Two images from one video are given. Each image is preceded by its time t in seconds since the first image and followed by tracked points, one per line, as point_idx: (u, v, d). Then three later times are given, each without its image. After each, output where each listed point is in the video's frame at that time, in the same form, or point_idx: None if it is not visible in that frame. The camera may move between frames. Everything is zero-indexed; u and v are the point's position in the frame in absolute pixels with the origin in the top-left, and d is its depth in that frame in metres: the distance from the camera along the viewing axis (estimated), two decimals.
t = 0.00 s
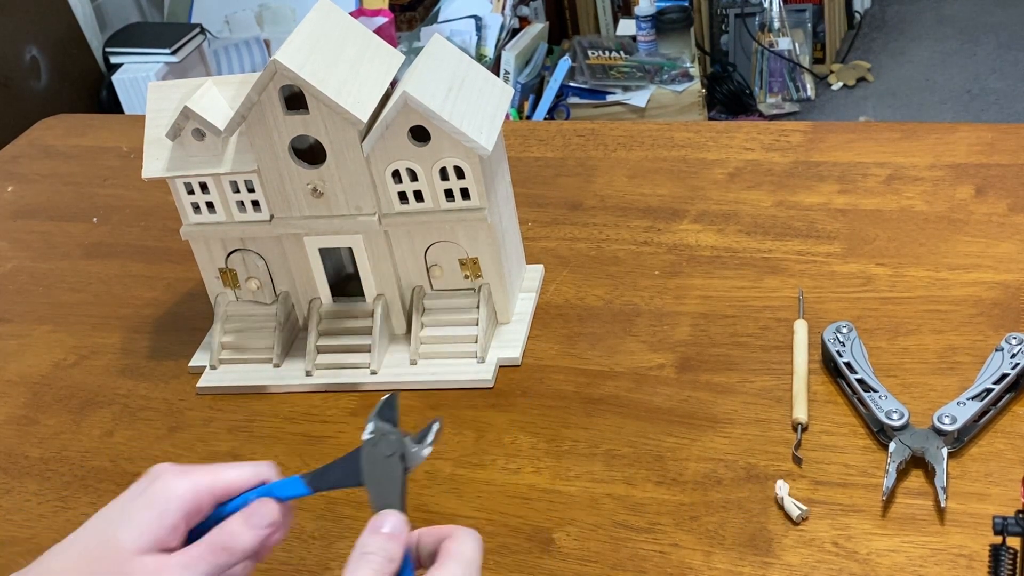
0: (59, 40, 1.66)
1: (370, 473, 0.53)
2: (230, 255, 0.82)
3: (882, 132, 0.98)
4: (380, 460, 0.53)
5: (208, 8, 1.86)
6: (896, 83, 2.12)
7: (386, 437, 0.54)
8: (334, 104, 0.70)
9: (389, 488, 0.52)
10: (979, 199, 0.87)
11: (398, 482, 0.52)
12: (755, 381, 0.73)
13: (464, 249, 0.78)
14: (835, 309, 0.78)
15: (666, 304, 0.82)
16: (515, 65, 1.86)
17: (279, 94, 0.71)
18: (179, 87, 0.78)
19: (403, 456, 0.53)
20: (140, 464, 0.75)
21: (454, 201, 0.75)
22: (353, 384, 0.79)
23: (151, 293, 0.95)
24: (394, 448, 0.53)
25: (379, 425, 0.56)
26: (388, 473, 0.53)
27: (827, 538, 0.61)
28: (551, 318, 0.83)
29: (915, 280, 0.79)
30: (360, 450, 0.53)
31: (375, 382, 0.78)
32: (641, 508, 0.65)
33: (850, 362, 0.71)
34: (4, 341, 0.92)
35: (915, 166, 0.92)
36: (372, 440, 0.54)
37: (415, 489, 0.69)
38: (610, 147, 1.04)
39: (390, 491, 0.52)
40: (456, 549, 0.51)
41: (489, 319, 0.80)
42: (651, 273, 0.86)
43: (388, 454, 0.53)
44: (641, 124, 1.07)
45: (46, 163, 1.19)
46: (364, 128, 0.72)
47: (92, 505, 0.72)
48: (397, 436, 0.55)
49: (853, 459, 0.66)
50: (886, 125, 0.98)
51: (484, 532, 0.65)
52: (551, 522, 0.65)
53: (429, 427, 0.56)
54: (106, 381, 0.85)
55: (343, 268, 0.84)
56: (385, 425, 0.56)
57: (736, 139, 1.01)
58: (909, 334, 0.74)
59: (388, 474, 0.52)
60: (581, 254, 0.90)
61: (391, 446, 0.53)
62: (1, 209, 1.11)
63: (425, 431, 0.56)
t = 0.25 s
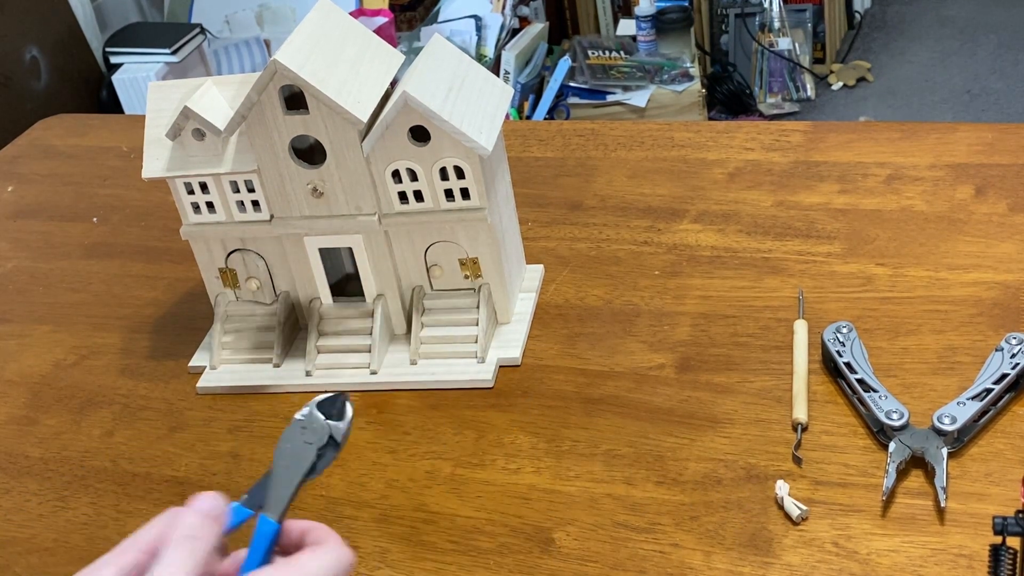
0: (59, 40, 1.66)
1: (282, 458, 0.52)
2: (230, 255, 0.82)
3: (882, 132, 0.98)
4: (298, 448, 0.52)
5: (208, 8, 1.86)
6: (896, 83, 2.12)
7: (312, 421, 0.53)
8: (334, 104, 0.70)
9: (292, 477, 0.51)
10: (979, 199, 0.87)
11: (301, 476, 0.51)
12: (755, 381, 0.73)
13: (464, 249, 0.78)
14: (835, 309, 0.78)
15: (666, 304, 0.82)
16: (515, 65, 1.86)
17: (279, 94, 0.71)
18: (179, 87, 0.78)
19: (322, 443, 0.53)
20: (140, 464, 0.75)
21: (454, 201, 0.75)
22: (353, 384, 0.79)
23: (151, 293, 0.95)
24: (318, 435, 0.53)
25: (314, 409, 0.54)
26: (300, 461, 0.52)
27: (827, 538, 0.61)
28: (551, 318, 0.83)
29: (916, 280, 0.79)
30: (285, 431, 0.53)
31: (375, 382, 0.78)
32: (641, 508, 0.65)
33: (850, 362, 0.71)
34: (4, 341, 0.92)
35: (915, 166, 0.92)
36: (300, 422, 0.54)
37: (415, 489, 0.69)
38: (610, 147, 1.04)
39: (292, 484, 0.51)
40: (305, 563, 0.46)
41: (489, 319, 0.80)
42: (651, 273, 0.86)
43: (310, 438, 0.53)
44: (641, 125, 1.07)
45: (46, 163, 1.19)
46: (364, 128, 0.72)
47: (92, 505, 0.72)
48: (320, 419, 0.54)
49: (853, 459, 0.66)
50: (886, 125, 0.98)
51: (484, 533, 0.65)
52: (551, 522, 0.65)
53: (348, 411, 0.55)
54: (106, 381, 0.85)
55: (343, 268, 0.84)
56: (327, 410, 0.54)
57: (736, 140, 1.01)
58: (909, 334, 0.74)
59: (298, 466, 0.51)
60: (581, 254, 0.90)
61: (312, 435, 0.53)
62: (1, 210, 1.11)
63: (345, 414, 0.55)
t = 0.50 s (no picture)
0: (59, 40, 1.66)
1: (215, 456, 0.54)
2: (231, 255, 0.82)
3: (882, 132, 0.98)
4: (225, 447, 0.54)
5: (208, 8, 1.86)
6: (896, 82, 2.12)
7: (239, 422, 0.54)
8: (334, 104, 0.70)
9: (224, 479, 0.54)
10: (979, 199, 0.87)
11: (237, 475, 0.54)
12: (756, 381, 0.73)
13: (464, 249, 0.78)
14: (835, 310, 0.78)
15: (666, 304, 0.82)
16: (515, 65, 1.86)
17: (279, 95, 0.71)
18: (179, 87, 0.78)
19: (251, 444, 0.54)
20: (139, 464, 0.75)
21: (454, 202, 0.75)
22: (353, 385, 0.79)
23: (151, 293, 0.95)
24: (245, 435, 0.54)
25: (239, 408, 0.54)
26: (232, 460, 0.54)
27: (827, 538, 0.61)
28: (551, 318, 0.83)
29: (916, 280, 0.79)
30: (212, 431, 0.54)
31: (375, 382, 0.78)
32: (641, 508, 0.65)
33: (850, 362, 0.71)
34: (4, 341, 0.92)
35: (915, 166, 0.92)
36: (224, 423, 0.54)
37: (414, 489, 0.69)
38: (610, 146, 1.04)
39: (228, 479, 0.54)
40: (232, 550, 0.51)
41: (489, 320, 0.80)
42: (651, 273, 0.86)
43: (235, 438, 0.54)
44: (641, 124, 1.07)
45: (46, 163, 1.19)
46: (364, 129, 0.72)
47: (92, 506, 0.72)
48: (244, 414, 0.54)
49: (853, 459, 0.66)
50: (886, 125, 0.98)
51: (484, 533, 0.65)
52: (551, 522, 0.65)
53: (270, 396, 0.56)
54: (106, 381, 0.85)
55: (342, 268, 0.84)
56: (247, 408, 0.55)
57: (736, 140, 1.01)
58: (909, 334, 0.74)
59: (231, 465, 0.54)
60: (581, 254, 0.90)
61: (238, 438, 0.54)
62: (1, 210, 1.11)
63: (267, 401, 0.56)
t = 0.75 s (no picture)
0: (59, 40, 1.66)
1: (256, 427, 0.56)
2: (230, 255, 0.82)
3: (881, 132, 0.98)
4: (265, 414, 0.56)
5: (208, 8, 1.86)
6: (896, 82, 2.12)
7: (273, 386, 0.57)
8: (334, 104, 0.70)
9: (267, 443, 0.55)
10: (978, 199, 0.87)
11: (280, 437, 0.55)
12: (755, 381, 0.73)
13: (464, 249, 0.78)
14: (835, 310, 0.78)
15: (666, 304, 0.82)
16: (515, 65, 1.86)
17: (279, 94, 0.71)
18: (179, 87, 0.78)
19: (289, 406, 0.56)
20: (139, 464, 0.75)
21: (454, 201, 0.75)
22: (353, 385, 0.79)
23: (151, 293, 0.95)
24: (283, 398, 0.56)
25: (267, 373, 0.57)
26: (274, 424, 0.56)
27: (827, 538, 0.61)
28: (551, 318, 0.83)
29: (915, 280, 0.79)
30: (248, 400, 0.56)
31: (375, 382, 0.78)
32: (641, 508, 0.65)
33: (850, 362, 0.71)
34: (4, 341, 0.92)
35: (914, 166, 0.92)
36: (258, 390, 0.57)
37: (414, 489, 0.69)
38: (610, 146, 1.04)
39: (274, 442, 0.55)
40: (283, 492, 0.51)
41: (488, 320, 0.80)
42: (650, 273, 0.86)
43: (274, 402, 0.56)
44: (640, 124, 1.07)
45: (46, 163, 1.19)
46: (364, 129, 0.72)
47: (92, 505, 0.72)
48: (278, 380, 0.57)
49: (853, 459, 0.66)
50: (886, 125, 0.98)
51: (484, 533, 0.65)
52: (551, 522, 0.65)
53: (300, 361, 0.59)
54: (106, 381, 0.85)
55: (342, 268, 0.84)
56: (277, 370, 0.58)
57: (736, 140, 1.01)
58: (909, 334, 0.74)
59: (273, 428, 0.56)
60: (581, 254, 0.90)
61: (275, 402, 0.56)
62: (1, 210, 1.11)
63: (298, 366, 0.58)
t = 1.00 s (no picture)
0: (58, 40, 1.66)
1: (273, 431, 0.56)
2: (230, 255, 0.82)
3: (880, 132, 0.98)
4: (281, 419, 0.56)
5: (208, 8, 1.86)
6: (896, 83, 2.12)
7: (287, 395, 0.56)
8: (333, 105, 0.70)
9: (284, 447, 0.55)
10: (977, 199, 0.87)
11: (297, 441, 0.55)
12: (754, 381, 0.73)
13: (463, 249, 0.78)
14: (834, 310, 0.78)
15: (665, 304, 0.82)
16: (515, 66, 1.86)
17: (278, 95, 0.71)
18: (179, 88, 0.78)
19: (304, 410, 0.56)
20: (139, 464, 0.75)
21: (453, 202, 0.75)
22: (352, 385, 0.79)
23: (151, 293, 0.95)
24: (297, 405, 0.56)
25: (283, 381, 0.56)
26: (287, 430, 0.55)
27: (825, 538, 0.61)
28: (550, 318, 0.83)
29: (914, 280, 0.79)
30: (266, 406, 0.56)
31: (374, 383, 0.78)
32: (640, 508, 0.65)
33: (848, 362, 0.71)
34: (4, 342, 0.92)
35: (913, 166, 0.92)
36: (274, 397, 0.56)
37: (413, 489, 0.69)
38: (609, 147, 1.04)
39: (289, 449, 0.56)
40: (302, 486, 0.55)
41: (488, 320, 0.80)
42: (649, 274, 0.86)
43: (289, 409, 0.56)
44: (640, 124, 1.07)
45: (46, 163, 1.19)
46: (363, 129, 0.72)
47: (92, 506, 0.72)
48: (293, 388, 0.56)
49: (852, 459, 0.66)
50: (885, 125, 0.99)
51: (483, 533, 0.65)
52: (550, 522, 0.65)
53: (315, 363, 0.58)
54: (106, 381, 0.85)
55: (341, 269, 0.85)
56: (294, 380, 0.56)
57: (735, 140, 1.01)
58: (907, 334, 0.74)
59: (290, 435, 0.55)
60: (580, 254, 0.90)
61: (292, 407, 0.56)
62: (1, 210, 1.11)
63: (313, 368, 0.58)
